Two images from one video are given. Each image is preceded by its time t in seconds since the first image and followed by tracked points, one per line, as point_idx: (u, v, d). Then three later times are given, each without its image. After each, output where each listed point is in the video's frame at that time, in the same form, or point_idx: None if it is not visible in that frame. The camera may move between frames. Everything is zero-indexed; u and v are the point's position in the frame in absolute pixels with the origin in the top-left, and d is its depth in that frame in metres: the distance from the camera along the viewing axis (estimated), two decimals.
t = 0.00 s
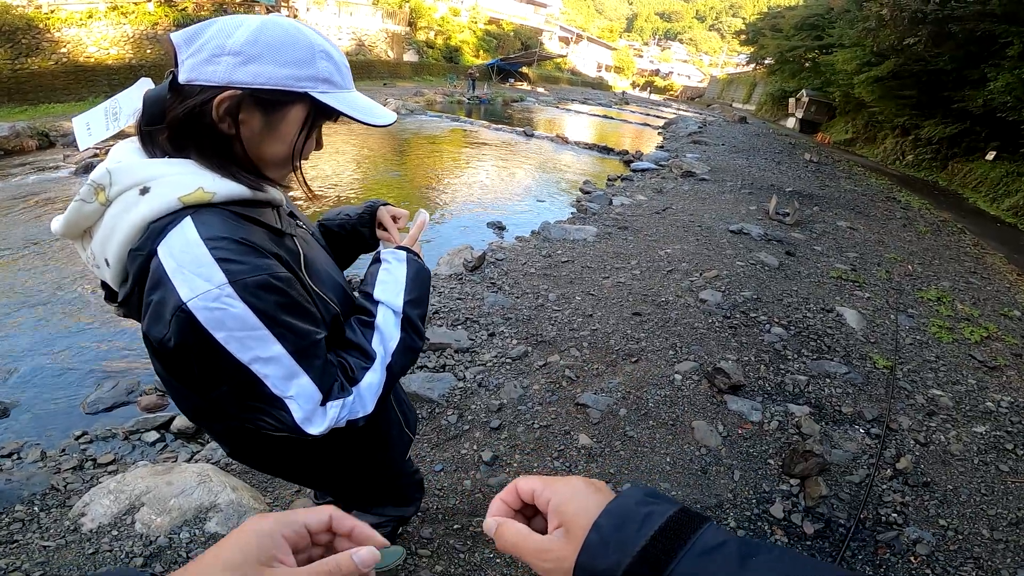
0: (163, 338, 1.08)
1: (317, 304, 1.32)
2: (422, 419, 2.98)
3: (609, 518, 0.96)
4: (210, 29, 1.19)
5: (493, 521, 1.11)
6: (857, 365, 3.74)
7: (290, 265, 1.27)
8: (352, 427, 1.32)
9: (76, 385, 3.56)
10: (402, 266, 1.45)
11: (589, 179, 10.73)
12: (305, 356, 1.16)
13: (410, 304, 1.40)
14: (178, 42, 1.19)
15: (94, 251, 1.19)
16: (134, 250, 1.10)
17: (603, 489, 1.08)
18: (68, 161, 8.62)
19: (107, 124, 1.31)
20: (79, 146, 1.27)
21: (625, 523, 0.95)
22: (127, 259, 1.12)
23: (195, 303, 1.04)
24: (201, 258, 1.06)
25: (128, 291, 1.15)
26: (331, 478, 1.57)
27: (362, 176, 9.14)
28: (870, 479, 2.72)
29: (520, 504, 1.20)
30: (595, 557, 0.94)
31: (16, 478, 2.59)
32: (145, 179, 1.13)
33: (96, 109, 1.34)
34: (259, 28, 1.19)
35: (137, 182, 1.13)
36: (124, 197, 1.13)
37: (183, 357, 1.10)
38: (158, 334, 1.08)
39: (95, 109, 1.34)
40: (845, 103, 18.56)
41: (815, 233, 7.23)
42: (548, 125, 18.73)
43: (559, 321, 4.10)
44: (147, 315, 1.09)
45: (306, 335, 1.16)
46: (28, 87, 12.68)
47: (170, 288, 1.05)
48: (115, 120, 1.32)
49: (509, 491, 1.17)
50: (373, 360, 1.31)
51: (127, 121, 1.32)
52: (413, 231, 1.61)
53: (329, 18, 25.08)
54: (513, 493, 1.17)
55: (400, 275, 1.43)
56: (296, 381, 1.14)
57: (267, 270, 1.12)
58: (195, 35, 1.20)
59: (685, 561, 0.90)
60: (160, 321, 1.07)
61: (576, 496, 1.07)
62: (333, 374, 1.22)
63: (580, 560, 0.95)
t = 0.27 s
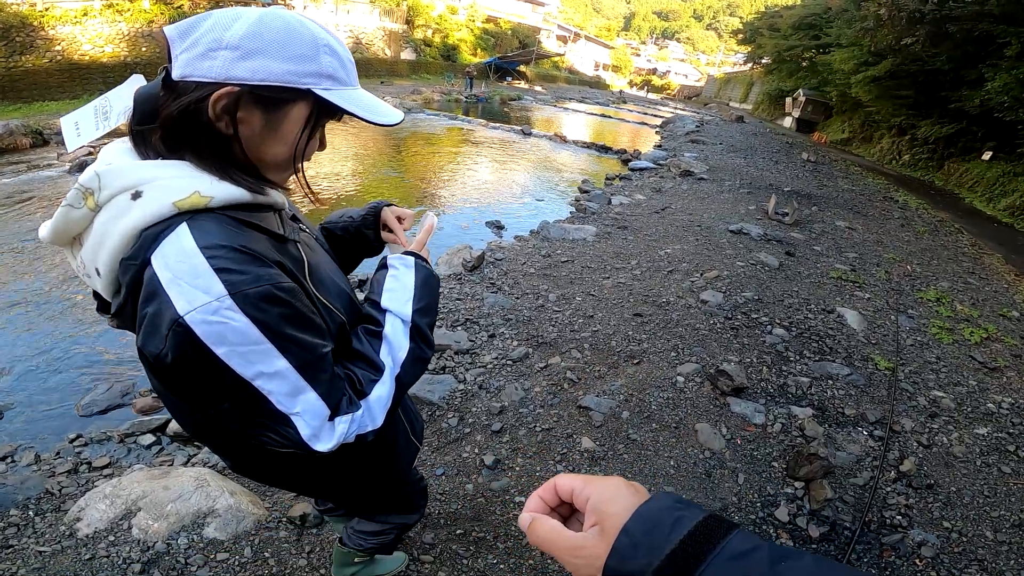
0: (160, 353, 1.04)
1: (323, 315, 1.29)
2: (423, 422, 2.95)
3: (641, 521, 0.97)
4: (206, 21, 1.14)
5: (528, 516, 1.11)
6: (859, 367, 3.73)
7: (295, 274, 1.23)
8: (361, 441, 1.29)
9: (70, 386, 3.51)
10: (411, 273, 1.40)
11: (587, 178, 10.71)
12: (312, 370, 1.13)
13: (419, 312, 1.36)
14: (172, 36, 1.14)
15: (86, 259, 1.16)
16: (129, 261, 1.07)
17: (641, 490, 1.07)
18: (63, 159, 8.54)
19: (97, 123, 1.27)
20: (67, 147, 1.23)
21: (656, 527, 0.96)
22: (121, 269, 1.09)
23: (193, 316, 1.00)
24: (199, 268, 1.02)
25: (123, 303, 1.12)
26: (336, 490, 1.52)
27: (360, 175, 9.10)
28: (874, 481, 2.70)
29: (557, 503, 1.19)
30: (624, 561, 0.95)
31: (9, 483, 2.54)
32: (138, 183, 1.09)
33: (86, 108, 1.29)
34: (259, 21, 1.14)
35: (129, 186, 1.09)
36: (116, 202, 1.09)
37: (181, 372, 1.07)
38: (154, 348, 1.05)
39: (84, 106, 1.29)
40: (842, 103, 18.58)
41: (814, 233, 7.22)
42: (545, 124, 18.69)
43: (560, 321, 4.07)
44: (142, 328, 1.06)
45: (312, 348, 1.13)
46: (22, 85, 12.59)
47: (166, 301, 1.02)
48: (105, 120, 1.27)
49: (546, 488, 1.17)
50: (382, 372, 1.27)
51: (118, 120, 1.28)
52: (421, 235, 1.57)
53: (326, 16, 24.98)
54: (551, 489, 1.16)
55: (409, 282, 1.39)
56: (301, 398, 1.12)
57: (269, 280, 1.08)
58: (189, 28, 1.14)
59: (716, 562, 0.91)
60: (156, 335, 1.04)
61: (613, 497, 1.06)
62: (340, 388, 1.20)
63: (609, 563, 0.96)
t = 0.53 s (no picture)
0: (157, 363, 1.02)
1: (325, 321, 1.27)
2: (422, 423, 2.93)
3: (664, 523, 0.99)
4: (186, 15, 1.11)
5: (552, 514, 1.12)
6: (857, 368, 3.73)
7: (297, 280, 1.21)
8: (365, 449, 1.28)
9: (65, 387, 3.49)
10: (416, 277, 1.39)
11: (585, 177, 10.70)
12: (315, 380, 1.11)
13: (424, 317, 1.35)
14: (154, 32, 1.12)
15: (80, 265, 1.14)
16: (125, 267, 1.05)
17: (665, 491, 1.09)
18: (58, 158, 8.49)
19: (86, 127, 1.25)
20: (56, 151, 1.21)
21: (678, 529, 0.99)
22: (116, 275, 1.07)
23: (191, 325, 0.98)
24: (198, 277, 1.00)
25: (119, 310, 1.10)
26: (336, 496, 1.50)
27: (357, 174, 9.07)
28: (873, 482, 2.69)
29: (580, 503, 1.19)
30: (648, 562, 0.98)
31: (3, 485, 2.52)
32: (132, 186, 1.07)
33: (74, 112, 1.28)
34: (241, 11, 1.11)
35: (123, 190, 1.07)
36: (110, 206, 1.07)
37: (180, 382, 1.05)
38: (151, 358, 1.03)
39: (74, 111, 1.28)
40: (839, 103, 18.61)
41: (811, 233, 7.23)
42: (543, 123, 18.68)
43: (559, 322, 4.06)
44: (139, 337, 1.04)
45: (316, 356, 1.12)
46: (16, 83, 12.51)
47: (164, 309, 1.00)
48: (95, 121, 1.25)
49: (570, 488, 1.18)
50: (388, 380, 1.25)
51: (106, 121, 1.26)
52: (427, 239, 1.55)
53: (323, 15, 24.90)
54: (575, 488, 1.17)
55: (414, 287, 1.37)
56: (305, 408, 1.10)
57: (270, 288, 1.06)
58: (170, 24, 1.12)
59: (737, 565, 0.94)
60: (153, 344, 1.02)
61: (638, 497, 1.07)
62: (344, 397, 1.18)
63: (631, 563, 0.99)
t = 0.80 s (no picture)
0: (173, 371, 1.03)
1: (337, 327, 1.28)
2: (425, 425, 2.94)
3: (666, 506, 1.00)
4: (198, 22, 1.12)
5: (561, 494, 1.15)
6: (861, 369, 3.72)
7: (309, 287, 1.22)
8: (377, 453, 1.29)
9: (68, 389, 3.49)
10: (426, 281, 1.41)
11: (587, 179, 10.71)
12: (328, 387, 1.12)
13: (434, 322, 1.36)
14: (165, 38, 1.12)
15: (93, 272, 1.14)
16: (139, 276, 1.05)
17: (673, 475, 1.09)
18: (61, 161, 8.51)
19: (94, 132, 1.26)
20: (64, 156, 1.21)
21: (681, 513, 0.99)
22: (130, 284, 1.07)
23: (207, 334, 0.99)
24: (213, 286, 1.01)
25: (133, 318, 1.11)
26: (342, 499, 1.50)
27: (359, 176, 9.08)
28: (878, 483, 2.69)
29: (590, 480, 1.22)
30: (649, 544, 0.99)
31: (9, 487, 2.52)
32: (145, 195, 1.07)
33: (82, 116, 1.28)
34: (254, 16, 1.12)
35: (136, 198, 1.07)
36: (123, 215, 1.07)
37: (195, 390, 1.05)
38: (166, 366, 1.03)
39: (80, 115, 1.27)
40: (840, 104, 18.61)
41: (813, 234, 7.23)
42: (544, 125, 18.69)
43: (562, 324, 4.06)
44: (154, 346, 1.04)
45: (329, 363, 1.12)
46: (19, 85, 12.55)
47: (179, 318, 1.00)
48: (104, 127, 1.25)
49: (581, 466, 1.20)
50: (398, 385, 1.26)
51: (114, 127, 1.26)
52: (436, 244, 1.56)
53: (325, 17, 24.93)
54: (586, 468, 1.19)
55: (423, 292, 1.38)
56: (318, 415, 1.11)
57: (284, 296, 1.07)
58: (181, 31, 1.13)
59: (738, 548, 0.95)
60: (169, 353, 1.02)
61: (646, 480, 1.09)
62: (356, 403, 1.19)
63: (635, 544, 0.99)
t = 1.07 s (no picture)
0: (186, 365, 1.04)
1: (343, 322, 1.29)
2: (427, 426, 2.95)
3: (691, 493, 1.01)
4: (211, 25, 1.13)
5: (592, 466, 1.17)
6: (862, 369, 3.73)
7: (316, 283, 1.23)
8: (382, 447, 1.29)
9: (72, 391, 3.51)
10: (428, 278, 1.42)
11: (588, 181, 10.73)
12: (337, 380, 1.13)
13: (437, 318, 1.37)
14: (178, 39, 1.13)
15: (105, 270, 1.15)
16: (153, 272, 1.06)
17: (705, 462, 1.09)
18: (64, 164, 8.55)
19: (107, 133, 1.26)
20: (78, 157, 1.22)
21: (705, 501, 1.00)
22: (144, 280, 1.08)
23: (220, 327, 1.00)
24: (225, 280, 1.02)
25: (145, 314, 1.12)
26: (347, 495, 1.51)
27: (361, 179, 9.11)
28: (879, 483, 2.69)
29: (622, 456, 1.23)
30: (671, 528, 1.00)
31: (13, 487, 2.54)
32: (159, 193, 1.08)
33: (94, 116, 1.28)
34: (265, 21, 1.13)
35: (150, 197, 1.09)
36: (137, 213, 1.08)
37: (208, 384, 1.07)
38: (180, 360, 1.04)
39: (92, 116, 1.28)
40: (841, 105, 18.61)
41: (814, 235, 7.23)
42: (545, 127, 18.72)
43: (563, 325, 4.07)
44: (167, 340, 1.06)
45: (337, 357, 1.13)
46: (22, 89, 12.61)
47: (193, 312, 1.02)
48: (116, 128, 1.26)
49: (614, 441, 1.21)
50: (403, 378, 1.27)
51: (127, 128, 1.27)
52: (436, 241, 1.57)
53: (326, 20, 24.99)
54: (620, 444, 1.20)
55: (426, 288, 1.39)
56: (327, 406, 1.12)
57: (293, 289, 1.08)
58: (194, 33, 1.14)
59: (760, 537, 0.96)
60: (182, 347, 1.03)
61: (677, 463, 1.09)
62: (363, 395, 1.20)
63: (656, 526, 1.01)
